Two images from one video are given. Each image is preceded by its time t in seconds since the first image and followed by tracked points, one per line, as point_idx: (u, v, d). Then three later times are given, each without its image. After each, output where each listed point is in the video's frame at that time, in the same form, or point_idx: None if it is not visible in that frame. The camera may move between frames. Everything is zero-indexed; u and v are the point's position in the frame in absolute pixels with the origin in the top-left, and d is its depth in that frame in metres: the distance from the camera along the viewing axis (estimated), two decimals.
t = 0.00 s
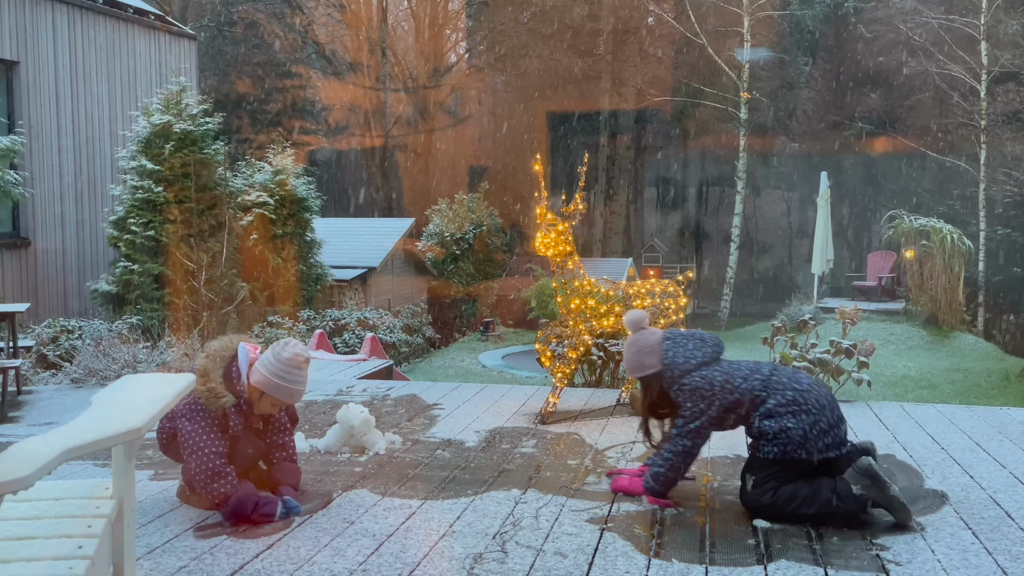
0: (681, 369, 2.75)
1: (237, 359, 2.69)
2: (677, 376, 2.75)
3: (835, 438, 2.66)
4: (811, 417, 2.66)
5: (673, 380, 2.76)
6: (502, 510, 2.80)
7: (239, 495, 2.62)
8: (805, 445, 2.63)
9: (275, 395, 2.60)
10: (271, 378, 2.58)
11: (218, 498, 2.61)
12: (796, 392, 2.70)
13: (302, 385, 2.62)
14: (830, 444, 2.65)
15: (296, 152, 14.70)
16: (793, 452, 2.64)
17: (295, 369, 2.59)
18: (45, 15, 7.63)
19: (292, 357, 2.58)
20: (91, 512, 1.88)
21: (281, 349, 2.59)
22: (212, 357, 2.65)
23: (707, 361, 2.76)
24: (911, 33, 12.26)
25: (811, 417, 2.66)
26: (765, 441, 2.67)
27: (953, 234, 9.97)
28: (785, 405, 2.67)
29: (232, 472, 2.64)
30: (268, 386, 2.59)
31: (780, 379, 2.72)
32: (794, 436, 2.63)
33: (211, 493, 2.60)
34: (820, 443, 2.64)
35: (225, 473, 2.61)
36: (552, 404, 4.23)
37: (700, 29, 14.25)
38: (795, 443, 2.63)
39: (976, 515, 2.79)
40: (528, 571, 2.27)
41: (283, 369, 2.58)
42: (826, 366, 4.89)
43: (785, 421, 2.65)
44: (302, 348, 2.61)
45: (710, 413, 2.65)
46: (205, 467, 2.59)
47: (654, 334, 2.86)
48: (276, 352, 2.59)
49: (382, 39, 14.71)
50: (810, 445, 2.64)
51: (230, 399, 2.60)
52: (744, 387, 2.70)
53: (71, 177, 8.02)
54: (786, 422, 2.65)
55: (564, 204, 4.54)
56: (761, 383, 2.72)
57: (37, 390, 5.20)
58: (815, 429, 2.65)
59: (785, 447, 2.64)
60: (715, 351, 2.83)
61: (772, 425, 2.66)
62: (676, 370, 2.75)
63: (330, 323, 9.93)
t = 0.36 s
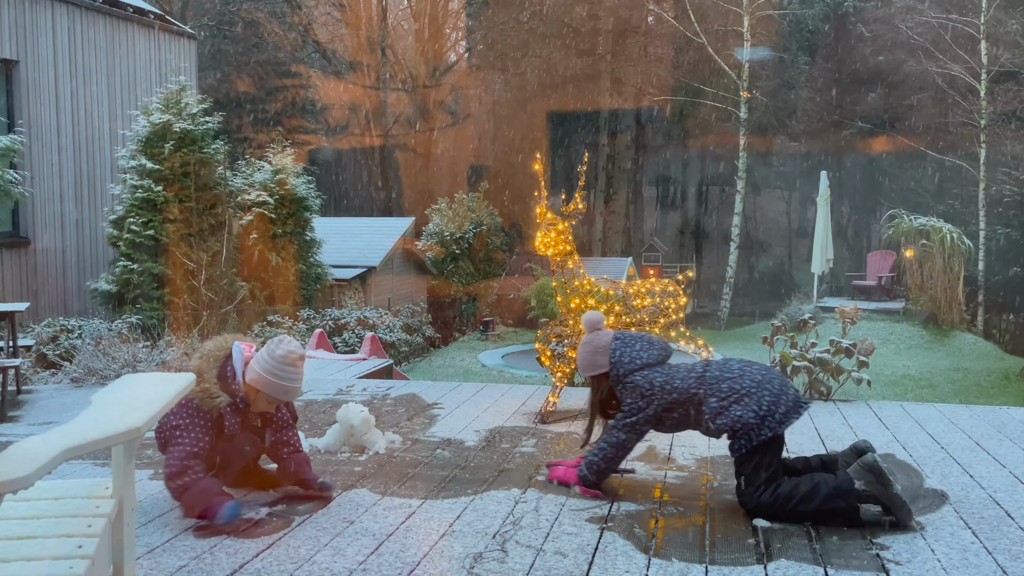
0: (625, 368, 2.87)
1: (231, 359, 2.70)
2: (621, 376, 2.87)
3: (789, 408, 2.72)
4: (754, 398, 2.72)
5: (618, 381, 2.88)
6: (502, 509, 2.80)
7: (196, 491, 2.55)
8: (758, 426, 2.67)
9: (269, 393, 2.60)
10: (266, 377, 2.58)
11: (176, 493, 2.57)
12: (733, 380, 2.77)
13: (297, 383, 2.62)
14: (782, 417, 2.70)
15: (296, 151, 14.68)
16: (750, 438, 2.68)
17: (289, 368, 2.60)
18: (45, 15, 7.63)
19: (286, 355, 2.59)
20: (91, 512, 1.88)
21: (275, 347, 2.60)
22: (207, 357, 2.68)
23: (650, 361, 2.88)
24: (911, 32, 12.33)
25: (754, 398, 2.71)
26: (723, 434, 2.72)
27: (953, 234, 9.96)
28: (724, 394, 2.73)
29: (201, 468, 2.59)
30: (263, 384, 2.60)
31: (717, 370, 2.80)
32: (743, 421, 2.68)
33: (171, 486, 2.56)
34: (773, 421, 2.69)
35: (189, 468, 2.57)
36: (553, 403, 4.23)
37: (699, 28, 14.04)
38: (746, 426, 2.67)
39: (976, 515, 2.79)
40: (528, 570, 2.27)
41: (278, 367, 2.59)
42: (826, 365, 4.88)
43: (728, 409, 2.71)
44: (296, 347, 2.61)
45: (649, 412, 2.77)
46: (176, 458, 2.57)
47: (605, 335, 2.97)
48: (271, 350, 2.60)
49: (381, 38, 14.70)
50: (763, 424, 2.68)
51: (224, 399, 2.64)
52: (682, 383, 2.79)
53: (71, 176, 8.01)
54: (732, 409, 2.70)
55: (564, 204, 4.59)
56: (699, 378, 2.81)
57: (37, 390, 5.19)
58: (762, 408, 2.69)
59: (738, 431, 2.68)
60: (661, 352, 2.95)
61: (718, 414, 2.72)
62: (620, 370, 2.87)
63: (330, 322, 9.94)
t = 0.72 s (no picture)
0: (584, 371, 2.90)
1: (237, 364, 2.65)
2: (581, 379, 2.90)
3: (738, 411, 2.76)
4: (707, 401, 2.74)
5: (577, 383, 2.91)
6: (501, 509, 2.80)
7: (196, 494, 2.63)
8: (707, 430, 2.72)
9: (270, 405, 2.54)
10: (266, 389, 2.53)
11: (178, 495, 2.61)
12: (687, 383, 2.79)
13: (299, 396, 2.57)
14: (731, 420, 2.74)
15: (296, 151, 14.66)
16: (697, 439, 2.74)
17: (290, 381, 2.54)
18: (45, 14, 7.62)
19: (288, 368, 2.53)
20: (90, 511, 1.88)
21: (276, 360, 2.54)
22: (212, 360, 2.61)
23: (609, 364, 2.91)
24: (911, 32, 12.36)
25: (708, 402, 2.74)
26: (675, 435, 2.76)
27: (952, 234, 9.95)
28: (679, 398, 2.75)
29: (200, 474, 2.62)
30: (264, 395, 2.54)
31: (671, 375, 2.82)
32: (694, 424, 2.71)
33: (174, 490, 2.60)
34: (723, 424, 2.74)
35: (190, 474, 2.59)
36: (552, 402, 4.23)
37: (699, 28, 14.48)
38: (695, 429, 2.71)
39: (975, 515, 2.79)
40: (527, 570, 2.27)
41: (280, 380, 2.53)
42: (825, 365, 4.88)
43: (682, 411, 2.74)
44: (300, 361, 2.55)
45: (605, 415, 2.81)
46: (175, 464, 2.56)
47: (565, 338, 3.00)
48: (274, 362, 2.54)
49: (381, 38, 14.85)
50: (712, 426, 2.73)
51: (225, 406, 2.52)
52: (638, 386, 2.82)
53: (71, 176, 8.01)
54: (686, 413, 2.73)
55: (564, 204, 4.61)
56: (655, 381, 2.83)
57: (36, 389, 5.19)
58: (713, 412, 2.73)
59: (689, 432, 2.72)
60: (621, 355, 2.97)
61: (672, 417, 2.74)
62: (578, 373, 2.90)
63: (330, 322, 9.94)
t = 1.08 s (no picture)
0: (558, 368, 2.93)
1: (232, 367, 2.66)
2: (555, 376, 2.93)
3: (716, 402, 2.79)
4: (683, 393, 2.77)
5: (552, 380, 2.94)
6: (501, 510, 2.80)
7: (169, 490, 2.63)
8: (688, 420, 2.74)
9: (266, 405, 2.55)
10: (263, 389, 2.54)
11: (151, 487, 2.64)
12: (660, 380, 2.84)
13: (296, 397, 2.58)
14: (708, 411, 2.77)
15: (296, 151, 14.66)
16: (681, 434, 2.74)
17: (287, 382, 2.55)
18: (44, 14, 7.62)
19: (285, 369, 2.54)
20: (91, 512, 1.88)
21: (272, 361, 2.54)
22: (207, 365, 2.63)
23: (584, 362, 2.95)
24: (910, 33, 12.35)
25: (683, 394, 2.77)
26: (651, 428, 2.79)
27: (952, 235, 9.96)
28: (653, 394, 2.80)
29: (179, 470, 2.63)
30: (260, 396, 2.55)
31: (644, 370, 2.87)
32: (673, 417, 2.73)
33: (148, 480, 2.64)
34: (702, 415, 2.75)
35: (168, 466, 2.61)
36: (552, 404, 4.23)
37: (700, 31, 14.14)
38: (677, 422, 2.73)
39: (975, 516, 2.79)
40: (527, 571, 2.27)
41: (275, 380, 2.54)
42: (825, 366, 4.88)
43: (657, 405, 2.77)
44: (297, 363, 2.56)
45: (579, 411, 2.85)
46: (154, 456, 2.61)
47: (541, 335, 3.03)
48: (269, 363, 2.54)
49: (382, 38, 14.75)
50: (693, 416, 2.74)
51: (223, 409, 2.55)
52: (612, 383, 2.86)
53: (70, 176, 8.00)
54: (662, 406, 2.76)
55: (564, 204, 4.65)
56: (627, 377, 2.88)
57: (36, 390, 5.19)
58: (690, 403, 2.75)
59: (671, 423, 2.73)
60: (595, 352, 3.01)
61: (648, 413, 2.77)
62: (553, 370, 2.93)
63: (330, 323, 9.94)
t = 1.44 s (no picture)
0: (597, 365, 2.86)
1: (229, 364, 2.64)
2: (593, 372, 2.86)
3: (737, 431, 2.76)
4: (712, 417, 2.73)
5: (588, 375, 2.87)
6: (499, 512, 2.79)
7: (199, 496, 2.61)
8: (705, 441, 2.72)
9: (262, 404, 2.52)
10: (258, 387, 2.50)
11: (178, 499, 2.60)
12: (696, 398, 2.77)
13: (294, 396, 2.55)
14: (729, 442, 2.74)
15: (295, 153, 14.66)
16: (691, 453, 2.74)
17: (284, 382, 2.51)
18: (43, 15, 7.62)
19: (282, 368, 2.50)
20: (89, 513, 1.88)
21: (270, 359, 2.51)
22: (204, 361, 2.62)
23: (626, 363, 2.85)
24: (909, 35, 12.37)
25: (710, 419, 2.73)
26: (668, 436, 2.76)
27: (950, 237, 9.99)
28: (684, 409, 2.74)
29: (198, 476, 2.61)
30: (256, 394, 2.51)
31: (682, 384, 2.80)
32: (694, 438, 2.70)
33: (173, 494, 2.59)
34: (718, 442, 2.73)
35: (190, 477, 2.58)
36: (551, 406, 4.23)
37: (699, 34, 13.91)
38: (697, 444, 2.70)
39: (973, 518, 2.79)
40: (526, 573, 2.27)
41: (272, 380, 2.50)
42: (824, 368, 4.88)
43: (683, 421, 2.73)
44: (293, 362, 2.53)
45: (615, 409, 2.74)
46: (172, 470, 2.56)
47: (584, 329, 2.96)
48: (266, 362, 2.51)
49: (382, 39, 14.92)
50: (710, 440, 2.72)
51: (217, 404, 2.52)
52: (649, 388, 2.78)
53: (68, 177, 7.99)
54: (688, 424, 2.72)
55: (563, 205, 4.63)
56: (665, 386, 2.80)
57: (34, 391, 5.18)
58: (714, 428, 2.72)
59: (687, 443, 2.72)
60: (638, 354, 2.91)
61: (674, 426, 2.74)
62: (592, 365, 2.86)
63: (328, 324, 9.95)
